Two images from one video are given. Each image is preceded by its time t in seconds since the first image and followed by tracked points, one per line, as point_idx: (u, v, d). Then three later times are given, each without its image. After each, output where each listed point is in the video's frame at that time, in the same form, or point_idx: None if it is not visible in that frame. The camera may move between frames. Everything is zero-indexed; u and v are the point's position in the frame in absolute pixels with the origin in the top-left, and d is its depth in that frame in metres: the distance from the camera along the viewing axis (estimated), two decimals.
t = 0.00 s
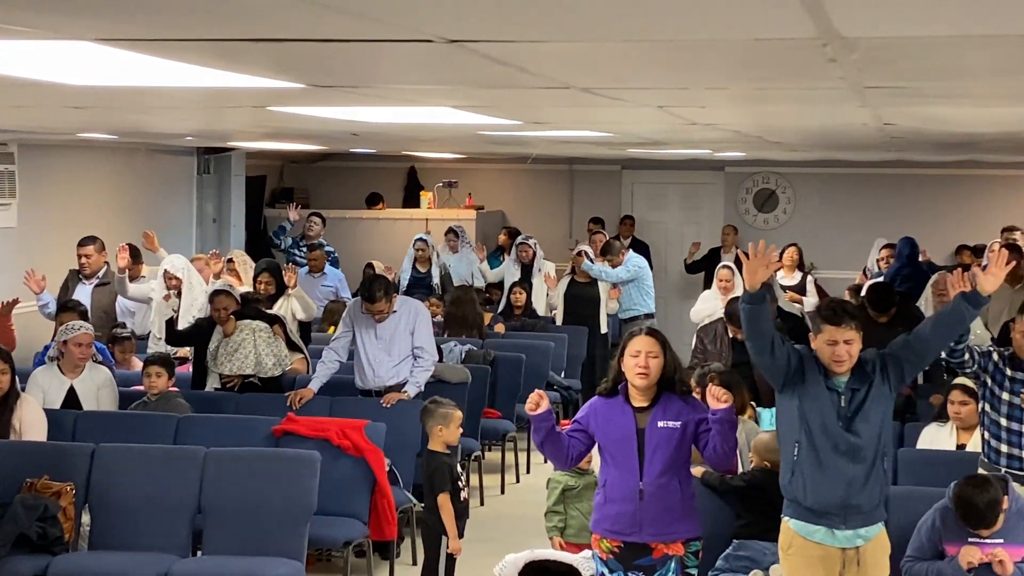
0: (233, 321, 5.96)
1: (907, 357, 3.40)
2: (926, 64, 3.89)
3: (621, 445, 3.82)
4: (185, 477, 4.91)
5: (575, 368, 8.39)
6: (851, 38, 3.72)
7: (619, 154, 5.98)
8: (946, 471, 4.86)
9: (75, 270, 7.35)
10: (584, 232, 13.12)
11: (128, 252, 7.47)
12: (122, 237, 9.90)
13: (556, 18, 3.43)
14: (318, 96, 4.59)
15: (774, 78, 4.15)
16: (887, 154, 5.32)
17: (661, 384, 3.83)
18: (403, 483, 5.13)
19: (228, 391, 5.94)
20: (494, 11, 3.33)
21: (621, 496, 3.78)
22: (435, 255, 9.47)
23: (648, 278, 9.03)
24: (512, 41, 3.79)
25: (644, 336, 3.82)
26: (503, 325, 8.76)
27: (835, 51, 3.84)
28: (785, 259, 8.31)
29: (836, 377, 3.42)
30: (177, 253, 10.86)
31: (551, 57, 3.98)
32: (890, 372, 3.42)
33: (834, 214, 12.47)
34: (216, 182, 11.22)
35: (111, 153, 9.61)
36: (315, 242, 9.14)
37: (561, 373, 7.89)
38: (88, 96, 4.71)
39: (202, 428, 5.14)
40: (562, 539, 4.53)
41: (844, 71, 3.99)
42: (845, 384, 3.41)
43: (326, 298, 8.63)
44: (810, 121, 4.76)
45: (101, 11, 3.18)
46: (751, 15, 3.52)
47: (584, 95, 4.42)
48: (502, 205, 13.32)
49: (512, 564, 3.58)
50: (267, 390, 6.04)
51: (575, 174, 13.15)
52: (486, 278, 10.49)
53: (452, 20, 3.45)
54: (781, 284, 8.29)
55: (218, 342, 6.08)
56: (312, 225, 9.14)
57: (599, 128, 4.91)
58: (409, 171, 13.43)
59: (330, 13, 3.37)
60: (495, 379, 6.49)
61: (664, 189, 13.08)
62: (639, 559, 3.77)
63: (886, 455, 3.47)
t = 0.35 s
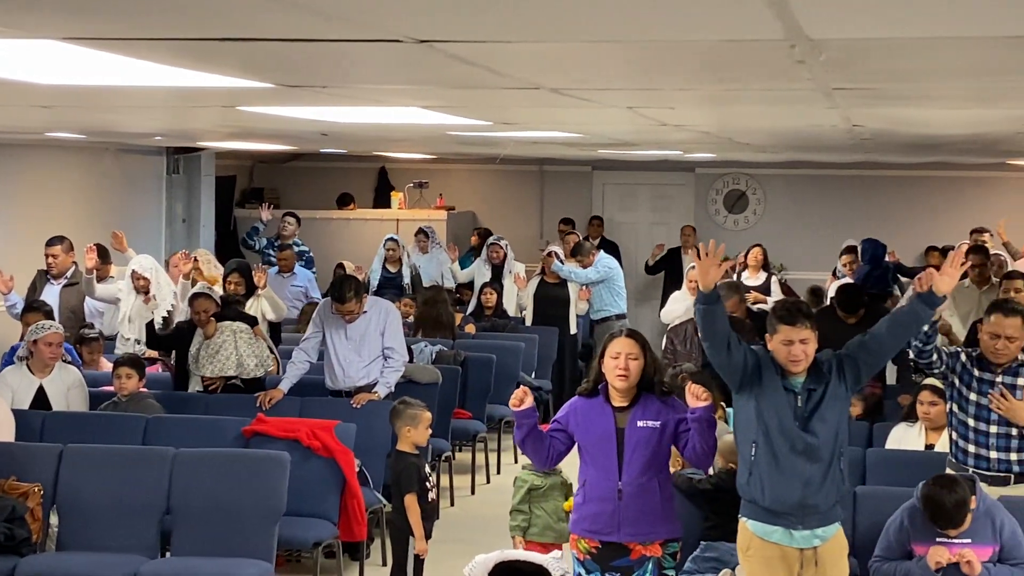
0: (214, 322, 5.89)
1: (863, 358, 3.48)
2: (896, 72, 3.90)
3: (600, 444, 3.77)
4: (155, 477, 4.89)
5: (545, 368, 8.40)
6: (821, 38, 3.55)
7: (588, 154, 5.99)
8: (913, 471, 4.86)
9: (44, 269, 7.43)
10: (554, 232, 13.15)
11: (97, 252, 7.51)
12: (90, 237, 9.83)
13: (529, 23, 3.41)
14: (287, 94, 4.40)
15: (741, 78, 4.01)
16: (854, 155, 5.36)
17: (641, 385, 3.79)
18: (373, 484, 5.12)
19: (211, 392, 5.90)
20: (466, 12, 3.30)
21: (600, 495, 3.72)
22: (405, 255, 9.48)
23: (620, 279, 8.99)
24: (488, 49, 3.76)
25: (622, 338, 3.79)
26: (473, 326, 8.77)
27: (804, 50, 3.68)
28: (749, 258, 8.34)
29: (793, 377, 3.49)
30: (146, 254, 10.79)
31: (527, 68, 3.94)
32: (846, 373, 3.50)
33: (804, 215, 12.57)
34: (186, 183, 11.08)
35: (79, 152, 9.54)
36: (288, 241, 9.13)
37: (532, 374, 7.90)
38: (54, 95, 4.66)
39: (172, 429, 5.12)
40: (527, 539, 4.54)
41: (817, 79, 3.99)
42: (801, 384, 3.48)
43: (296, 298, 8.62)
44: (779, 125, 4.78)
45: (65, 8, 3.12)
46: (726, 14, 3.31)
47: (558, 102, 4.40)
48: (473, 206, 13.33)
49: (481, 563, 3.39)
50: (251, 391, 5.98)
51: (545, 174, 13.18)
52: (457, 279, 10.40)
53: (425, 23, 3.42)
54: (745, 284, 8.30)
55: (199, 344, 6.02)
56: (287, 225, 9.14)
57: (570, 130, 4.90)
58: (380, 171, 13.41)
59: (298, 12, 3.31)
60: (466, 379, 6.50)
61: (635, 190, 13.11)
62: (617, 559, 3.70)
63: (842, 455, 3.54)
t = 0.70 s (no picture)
0: (189, 325, 5.87)
1: (821, 361, 3.53)
2: (865, 81, 3.92)
3: (576, 446, 3.64)
4: (124, 480, 4.86)
5: (516, 370, 8.42)
6: (786, 42, 3.50)
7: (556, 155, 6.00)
8: (881, 471, 4.85)
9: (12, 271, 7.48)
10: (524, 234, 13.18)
11: (65, 255, 7.54)
12: (57, 238, 9.75)
13: (503, 25, 3.37)
14: (257, 98, 4.36)
15: (714, 83, 3.99)
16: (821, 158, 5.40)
17: (621, 389, 3.65)
18: (342, 487, 5.12)
19: (185, 396, 5.87)
20: (440, 14, 3.26)
21: (574, 497, 3.60)
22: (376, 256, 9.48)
23: (591, 281, 9.00)
24: (457, 51, 3.69)
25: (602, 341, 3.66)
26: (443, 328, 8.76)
27: (770, 55, 3.64)
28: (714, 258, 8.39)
29: (752, 379, 3.55)
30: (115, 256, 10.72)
31: (502, 72, 3.91)
32: (806, 376, 3.54)
33: (772, 216, 12.69)
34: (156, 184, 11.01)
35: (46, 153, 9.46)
36: (261, 244, 9.09)
37: (502, 375, 7.91)
38: (21, 95, 4.59)
39: (141, 432, 5.10)
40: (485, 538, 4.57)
41: (788, 84, 3.98)
42: (760, 385, 3.54)
43: (266, 300, 8.60)
44: (747, 128, 4.80)
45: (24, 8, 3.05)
46: (694, 18, 3.27)
47: (529, 105, 4.37)
48: (443, 207, 13.34)
49: (451, 564, 3.35)
50: (227, 394, 5.95)
51: (516, 176, 13.21)
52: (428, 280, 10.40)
53: (397, 24, 3.38)
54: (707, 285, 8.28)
55: (174, 347, 5.99)
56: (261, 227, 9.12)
57: (539, 133, 4.89)
58: (350, 172, 13.38)
59: (261, 12, 3.25)
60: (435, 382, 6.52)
61: (605, 192, 13.15)
62: (590, 561, 3.59)
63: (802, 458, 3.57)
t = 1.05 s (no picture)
0: (152, 328, 5.86)
1: (785, 361, 3.52)
2: (828, 84, 3.92)
3: (544, 449, 3.66)
4: (90, 485, 4.83)
5: (485, 372, 8.45)
6: (746, 46, 3.48)
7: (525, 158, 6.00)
8: (846, 472, 4.86)
9: None
10: (492, 236, 13.24)
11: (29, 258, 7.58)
12: (22, 242, 9.69)
13: (465, 28, 3.34)
14: (221, 101, 4.33)
15: (678, 86, 3.97)
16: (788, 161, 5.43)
17: (589, 392, 3.65)
18: (310, 490, 5.11)
19: (149, 399, 5.85)
20: (400, 16, 3.23)
21: (538, 499, 3.62)
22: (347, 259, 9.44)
23: (562, 285, 8.82)
24: (418, 54, 3.66)
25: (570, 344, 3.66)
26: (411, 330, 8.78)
27: (731, 59, 3.62)
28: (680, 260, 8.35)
29: (716, 380, 3.53)
30: (82, 259, 10.67)
31: (467, 76, 3.89)
32: (769, 377, 3.53)
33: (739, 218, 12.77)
34: (122, 188, 11.04)
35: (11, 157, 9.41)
36: (232, 246, 9.05)
37: (471, 378, 7.93)
38: None
39: (108, 436, 5.07)
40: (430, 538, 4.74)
41: (751, 88, 3.98)
42: (724, 386, 3.52)
43: (234, 303, 8.59)
44: (713, 131, 4.80)
45: None
46: (655, 22, 3.25)
47: (496, 108, 4.35)
48: (412, 210, 13.37)
49: (418, 568, 3.34)
50: (189, 397, 5.94)
51: (485, 178, 13.25)
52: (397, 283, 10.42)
53: (358, 27, 3.34)
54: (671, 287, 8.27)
55: (138, 350, 5.99)
56: (232, 229, 9.09)
57: (505, 136, 4.89)
58: (318, 175, 13.36)
59: (219, 15, 3.20)
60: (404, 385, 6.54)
61: (574, 194, 13.21)
62: (554, 563, 3.59)
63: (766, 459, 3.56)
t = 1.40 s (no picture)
0: (104, 330, 5.85)
1: (757, 361, 3.61)
2: (790, 86, 3.92)
3: (502, 451, 3.66)
4: (53, 489, 4.79)
5: (452, 375, 8.46)
6: (704, 47, 3.47)
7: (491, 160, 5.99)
8: (812, 472, 4.86)
9: None
10: (460, 239, 13.26)
11: None
12: None
13: (423, 30, 3.32)
14: (182, 104, 4.30)
15: (640, 87, 3.97)
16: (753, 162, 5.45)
17: (550, 395, 3.67)
18: (276, 494, 5.09)
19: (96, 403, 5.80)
20: (357, 18, 3.21)
21: (496, 500, 3.62)
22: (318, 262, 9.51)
23: (530, 288, 8.83)
24: (378, 57, 3.63)
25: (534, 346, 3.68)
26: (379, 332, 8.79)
27: (690, 60, 3.62)
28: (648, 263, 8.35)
29: (689, 381, 3.60)
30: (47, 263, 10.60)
31: (428, 79, 3.87)
32: (741, 377, 3.62)
33: (707, 220, 12.81)
34: (87, 192, 10.91)
35: None
36: (196, 248, 9.05)
37: (439, 380, 7.95)
38: None
39: (73, 440, 5.03)
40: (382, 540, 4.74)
41: (711, 90, 3.99)
42: (697, 386, 3.60)
43: (200, 307, 8.57)
44: (674, 134, 4.82)
45: None
46: (612, 24, 3.24)
47: (458, 111, 4.34)
48: (378, 212, 13.38)
49: (385, 569, 3.32)
50: (138, 401, 5.90)
51: (452, 181, 13.27)
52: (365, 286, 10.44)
53: (317, 29, 3.31)
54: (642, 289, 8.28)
55: (90, 352, 5.98)
56: (197, 233, 9.10)
57: (469, 139, 4.89)
58: (285, 178, 13.34)
59: (174, 17, 3.16)
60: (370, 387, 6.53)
61: (541, 196, 13.25)
62: (511, 565, 3.59)
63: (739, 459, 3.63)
